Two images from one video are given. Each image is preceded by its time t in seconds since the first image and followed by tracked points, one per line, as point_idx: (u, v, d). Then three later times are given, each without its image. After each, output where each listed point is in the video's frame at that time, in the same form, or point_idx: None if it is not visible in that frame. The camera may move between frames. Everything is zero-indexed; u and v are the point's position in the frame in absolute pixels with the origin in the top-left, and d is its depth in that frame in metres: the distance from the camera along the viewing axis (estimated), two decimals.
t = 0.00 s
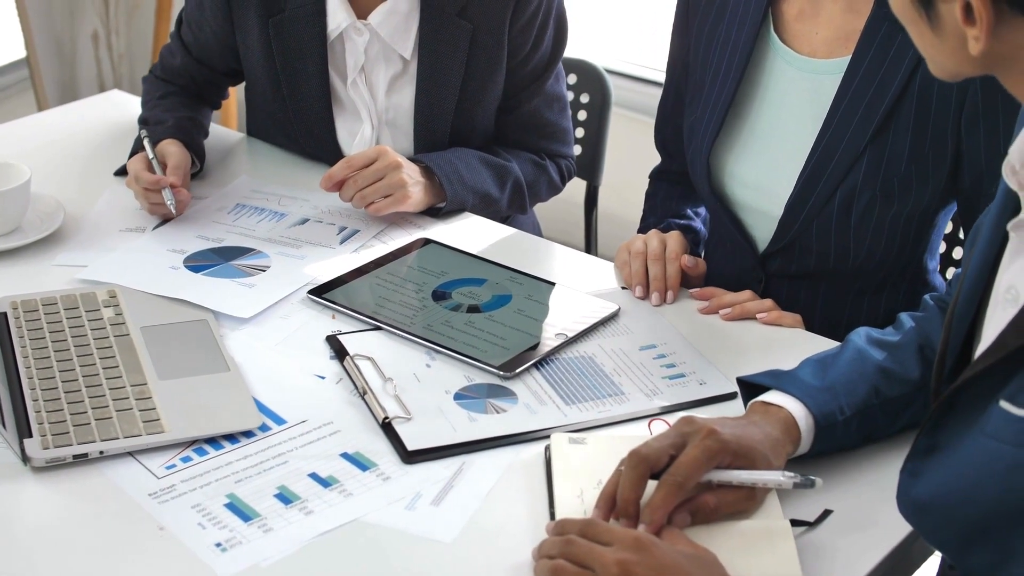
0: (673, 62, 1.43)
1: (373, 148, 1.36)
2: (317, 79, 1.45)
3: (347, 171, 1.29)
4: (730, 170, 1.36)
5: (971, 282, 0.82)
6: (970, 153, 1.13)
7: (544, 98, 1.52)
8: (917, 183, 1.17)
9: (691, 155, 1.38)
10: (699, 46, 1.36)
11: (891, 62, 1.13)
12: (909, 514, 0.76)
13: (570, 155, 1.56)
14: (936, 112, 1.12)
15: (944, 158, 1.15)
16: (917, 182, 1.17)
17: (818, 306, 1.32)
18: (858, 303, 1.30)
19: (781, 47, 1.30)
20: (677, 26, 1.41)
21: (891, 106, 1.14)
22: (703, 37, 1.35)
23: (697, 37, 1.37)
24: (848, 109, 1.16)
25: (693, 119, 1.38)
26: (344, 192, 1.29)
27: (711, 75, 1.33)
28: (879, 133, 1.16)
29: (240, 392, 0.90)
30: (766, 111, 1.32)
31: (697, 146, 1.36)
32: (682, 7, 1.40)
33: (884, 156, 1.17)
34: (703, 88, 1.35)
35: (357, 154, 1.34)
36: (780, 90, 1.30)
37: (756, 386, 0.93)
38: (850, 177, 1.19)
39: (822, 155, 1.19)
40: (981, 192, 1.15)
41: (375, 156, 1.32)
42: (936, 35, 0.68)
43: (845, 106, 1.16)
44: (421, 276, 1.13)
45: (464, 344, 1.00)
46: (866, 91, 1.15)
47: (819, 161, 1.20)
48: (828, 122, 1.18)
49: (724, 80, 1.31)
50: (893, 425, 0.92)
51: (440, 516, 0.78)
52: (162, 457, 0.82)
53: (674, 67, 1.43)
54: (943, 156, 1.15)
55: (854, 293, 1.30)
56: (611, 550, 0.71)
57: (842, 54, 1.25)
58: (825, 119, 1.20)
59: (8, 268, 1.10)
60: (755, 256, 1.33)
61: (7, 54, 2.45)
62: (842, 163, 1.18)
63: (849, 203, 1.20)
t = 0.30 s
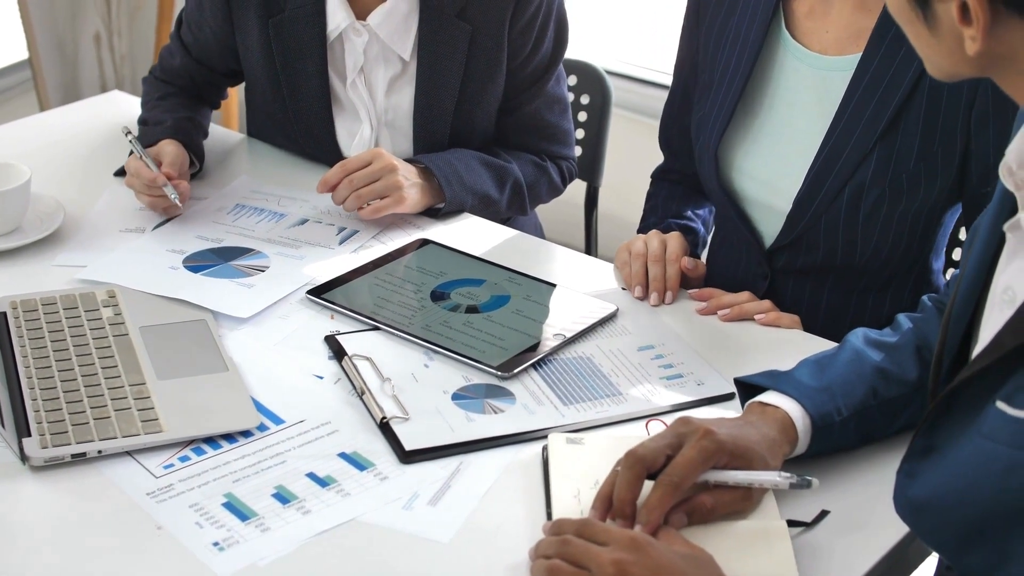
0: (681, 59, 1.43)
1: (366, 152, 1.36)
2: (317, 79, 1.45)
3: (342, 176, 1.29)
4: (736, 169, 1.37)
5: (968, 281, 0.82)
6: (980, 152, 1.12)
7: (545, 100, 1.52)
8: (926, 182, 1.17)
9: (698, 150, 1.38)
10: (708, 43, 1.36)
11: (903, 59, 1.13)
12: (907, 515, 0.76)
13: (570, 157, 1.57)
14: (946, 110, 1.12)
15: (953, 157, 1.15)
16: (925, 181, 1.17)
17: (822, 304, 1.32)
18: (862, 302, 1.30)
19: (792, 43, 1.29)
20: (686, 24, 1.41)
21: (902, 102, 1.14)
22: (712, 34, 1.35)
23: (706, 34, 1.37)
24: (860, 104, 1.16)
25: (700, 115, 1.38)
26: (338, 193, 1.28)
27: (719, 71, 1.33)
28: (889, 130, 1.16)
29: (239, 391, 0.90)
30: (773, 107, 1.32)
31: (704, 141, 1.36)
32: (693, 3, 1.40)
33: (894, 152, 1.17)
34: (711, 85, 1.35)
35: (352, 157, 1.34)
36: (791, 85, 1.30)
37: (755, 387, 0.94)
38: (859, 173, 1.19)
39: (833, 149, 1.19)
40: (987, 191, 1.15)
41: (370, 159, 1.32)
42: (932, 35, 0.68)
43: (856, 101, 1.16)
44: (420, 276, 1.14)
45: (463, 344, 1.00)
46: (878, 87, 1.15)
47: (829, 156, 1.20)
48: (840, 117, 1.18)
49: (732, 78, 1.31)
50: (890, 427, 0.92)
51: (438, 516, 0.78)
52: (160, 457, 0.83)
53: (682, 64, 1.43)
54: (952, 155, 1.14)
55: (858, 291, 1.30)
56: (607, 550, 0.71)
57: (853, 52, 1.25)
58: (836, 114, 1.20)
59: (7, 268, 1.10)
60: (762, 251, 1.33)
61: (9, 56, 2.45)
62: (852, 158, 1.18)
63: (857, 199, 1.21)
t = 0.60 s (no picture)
0: (682, 61, 1.43)
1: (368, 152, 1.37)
2: (320, 81, 1.45)
3: (343, 175, 1.30)
4: (736, 171, 1.36)
5: (968, 285, 0.82)
6: (978, 149, 1.12)
7: (547, 102, 1.52)
8: (924, 182, 1.17)
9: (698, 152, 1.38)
10: (709, 45, 1.36)
11: (902, 56, 1.13)
12: (907, 517, 0.76)
13: (573, 161, 1.57)
14: (944, 110, 1.13)
15: (952, 155, 1.15)
16: (924, 179, 1.17)
17: (823, 306, 1.31)
18: (862, 304, 1.30)
19: (791, 45, 1.30)
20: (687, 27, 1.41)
21: (902, 99, 1.14)
22: (713, 35, 1.35)
23: (706, 37, 1.37)
24: (859, 101, 1.16)
25: (701, 117, 1.38)
26: (337, 190, 1.28)
27: (720, 71, 1.33)
28: (889, 128, 1.16)
29: (239, 393, 0.90)
30: (775, 110, 1.32)
31: (705, 143, 1.36)
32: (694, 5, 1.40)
33: (893, 151, 1.17)
34: (712, 88, 1.36)
35: (352, 159, 1.34)
36: (792, 85, 1.30)
37: (755, 390, 0.94)
38: (859, 171, 1.19)
39: (832, 147, 1.19)
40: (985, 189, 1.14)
41: (372, 159, 1.33)
42: (932, 38, 0.67)
43: (856, 99, 1.17)
44: (421, 278, 1.14)
45: (463, 346, 1.00)
46: (878, 84, 1.15)
47: (829, 154, 1.20)
48: (839, 116, 1.18)
49: (732, 79, 1.31)
50: (890, 429, 0.92)
51: (437, 518, 0.79)
52: (160, 458, 0.83)
53: (682, 67, 1.44)
54: (951, 155, 1.14)
55: (858, 292, 1.30)
56: (605, 552, 0.71)
57: (852, 52, 1.25)
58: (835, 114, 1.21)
59: (10, 269, 1.11)
60: (762, 252, 1.33)
61: (14, 58, 2.46)
62: (851, 156, 1.18)
63: (856, 198, 1.20)
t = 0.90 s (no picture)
0: (681, 62, 1.43)
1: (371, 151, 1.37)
2: (323, 82, 1.46)
3: (345, 174, 1.30)
4: (736, 173, 1.36)
5: (969, 287, 0.82)
6: (972, 146, 1.12)
7: (550, 104, 1.52)
8: (920, 180, 1.17)
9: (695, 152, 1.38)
10: (707, 46, 1.36)
11: (896, 53, 1.13)
12: (907, 519, 0.76)
13: (575, 163, 1.57)
14: (938, 107, 1.13)
15: (947, 153, 1.14)
16: (919, 176, 1.17)
17: (822, 306, 1.31)
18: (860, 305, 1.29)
19: (785, 46, 1.30)
20: (685, 28, 1.42)
21: (896, 97, 1.14)
22: (712, 34, 1.35)
23: (704, 38, 1.37)
24: (854, 99, 1.16)
25: (699, 119, 1.38)
26: (339, 189, 1.28)
27: (718, 69, 1.33)
28: (883, 125, 1.16)
29: (240, 394, 0.91)
30: (774, 110, 1.32)
31: (702, 144, 1.36)
32: (693, 6, 1.40)
33: (888, 149, 1.17)
34: (710, 90, 1.36)
35: (354, 158, 1.35)
36: (786, 86, 1.30)
37: (756, 392, 0.93)
38: (854, 169, 1.19)
39: (827, 145, 1.19)
40: (979, 187, 1.14)
41: (375, 159, 1.33)
42: (933, 40, 0.67)
43: (850, 96, 1.16)
44: (423, 279, 1.14)
45: (464, 348, 1.00)
46: (872, 81, 1.15)
47: (824, 151, 1.20)
48: (833, 115, 1.18)
49: (729, 80, 1.31)
50: (890, 431, 0.92)
51: (438, 519, 0.79)
52: (161, 459, 0.83)
53: (681, 69, 1.44)
54: (946, 153, 1.14)
55: (856, 291, 1.29)
56: (605, 553, 0.71)
57: (846, 50, 1.26)
58: (830, 112, 1.21)
59: (13, 270, 1.11)
60: (760, 252, 1.33)
61: (18, 59, 2.46)
62: (846, 154, 1.18)
63: (852, 196, 1.20)
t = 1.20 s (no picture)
0: (680, 64, 1.43)
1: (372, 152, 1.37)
2: (323, 84, 1.46)
3: (346, 175, 1.30)
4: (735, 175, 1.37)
5: (967, 288, 0.82)
6: (970, 145, 1.12)
7: (550, 107, 1.52)
8: (918, 178, 1.17)
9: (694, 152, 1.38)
10: (706, 48, 1.36)
11: (896, 51, 1.13)
12: (904, 521, 0.76)
13: (575, 166, 1.57)
14: (937, 105, 1.13)
15: (945, 151, 1.14)
16: (917, 175, 1.17)
17: (820, 306, 1.31)
18: (857, 306, 1.29)
19: (785, 44, 1.30)
20: (684, 29, 1.42)
21: (894, 95, 1.14)
22: (711, 35, 1.35)
23: (703, 39, 1.37)
24: (853, 96, 1.17)
25: (698, 119, 1.38)
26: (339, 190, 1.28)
27: (717, 70, 1.33)
28: (882, 123, 1.16)
29: (239, 396, 0.91)
30: (773, 111, 1.32)
31: (701, 144, 1.36)
32: (693, 7, 1.40)
33: (887, 146, 1.17)
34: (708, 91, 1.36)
35: (355, 159, 1.35)
36: (787, 86, 1.30)
37: (755, 394, 0.94)
38: (853, 166, 1.19)
39: (827, 142, 1.20)
40: (978, 185, 1.14)
41: (375, 160, 1.33)
42: (932, 41, 0.67)
43: (850, 93, 1.17)
44: (423, 282, 1.14)
45: (463, 350, 1.00)
46: (871, 79, 1.15)
47: (823, 148, 1.20)
48: (833, 111, 1.19)
49: (728, 81, 1.31)
50: (888, 434, 0.92)
51: (436, 522, 0.79)
52: (160, 461, 0.83)
53: (681, 70, 1.44)
54: (945, 150, 1.14)
55: (854, 290, 1.29)
56: (603, 555, 0.71)
57: (846, 49, 1.26)
58: (830, 109, 1.21)
59: (13, 272, 1.11)
60: (758, 252, 1.33)
61: (20, 61, 2.46)
62: (845, 152, 1.19)
63: (850, 194, 1.20)
